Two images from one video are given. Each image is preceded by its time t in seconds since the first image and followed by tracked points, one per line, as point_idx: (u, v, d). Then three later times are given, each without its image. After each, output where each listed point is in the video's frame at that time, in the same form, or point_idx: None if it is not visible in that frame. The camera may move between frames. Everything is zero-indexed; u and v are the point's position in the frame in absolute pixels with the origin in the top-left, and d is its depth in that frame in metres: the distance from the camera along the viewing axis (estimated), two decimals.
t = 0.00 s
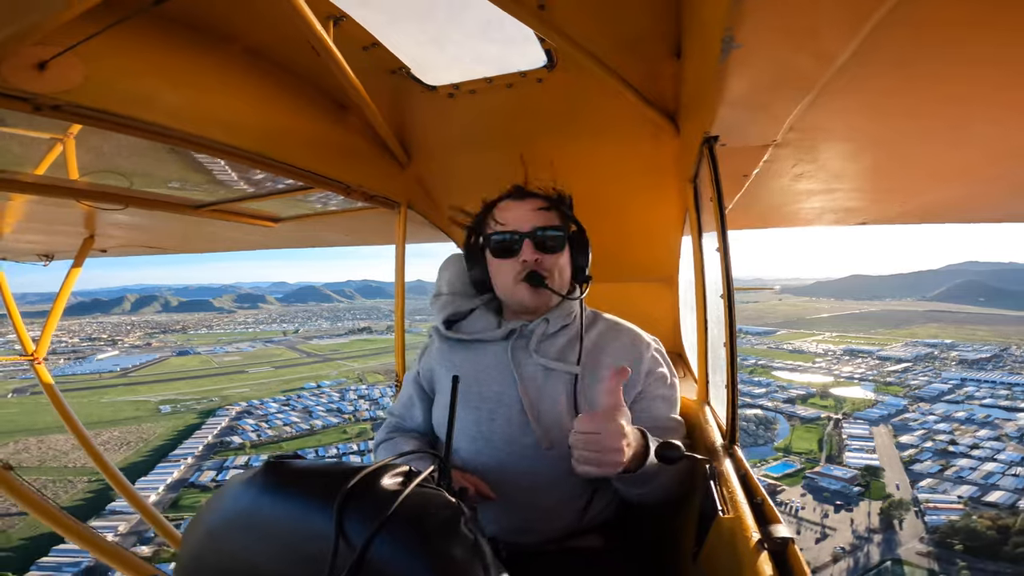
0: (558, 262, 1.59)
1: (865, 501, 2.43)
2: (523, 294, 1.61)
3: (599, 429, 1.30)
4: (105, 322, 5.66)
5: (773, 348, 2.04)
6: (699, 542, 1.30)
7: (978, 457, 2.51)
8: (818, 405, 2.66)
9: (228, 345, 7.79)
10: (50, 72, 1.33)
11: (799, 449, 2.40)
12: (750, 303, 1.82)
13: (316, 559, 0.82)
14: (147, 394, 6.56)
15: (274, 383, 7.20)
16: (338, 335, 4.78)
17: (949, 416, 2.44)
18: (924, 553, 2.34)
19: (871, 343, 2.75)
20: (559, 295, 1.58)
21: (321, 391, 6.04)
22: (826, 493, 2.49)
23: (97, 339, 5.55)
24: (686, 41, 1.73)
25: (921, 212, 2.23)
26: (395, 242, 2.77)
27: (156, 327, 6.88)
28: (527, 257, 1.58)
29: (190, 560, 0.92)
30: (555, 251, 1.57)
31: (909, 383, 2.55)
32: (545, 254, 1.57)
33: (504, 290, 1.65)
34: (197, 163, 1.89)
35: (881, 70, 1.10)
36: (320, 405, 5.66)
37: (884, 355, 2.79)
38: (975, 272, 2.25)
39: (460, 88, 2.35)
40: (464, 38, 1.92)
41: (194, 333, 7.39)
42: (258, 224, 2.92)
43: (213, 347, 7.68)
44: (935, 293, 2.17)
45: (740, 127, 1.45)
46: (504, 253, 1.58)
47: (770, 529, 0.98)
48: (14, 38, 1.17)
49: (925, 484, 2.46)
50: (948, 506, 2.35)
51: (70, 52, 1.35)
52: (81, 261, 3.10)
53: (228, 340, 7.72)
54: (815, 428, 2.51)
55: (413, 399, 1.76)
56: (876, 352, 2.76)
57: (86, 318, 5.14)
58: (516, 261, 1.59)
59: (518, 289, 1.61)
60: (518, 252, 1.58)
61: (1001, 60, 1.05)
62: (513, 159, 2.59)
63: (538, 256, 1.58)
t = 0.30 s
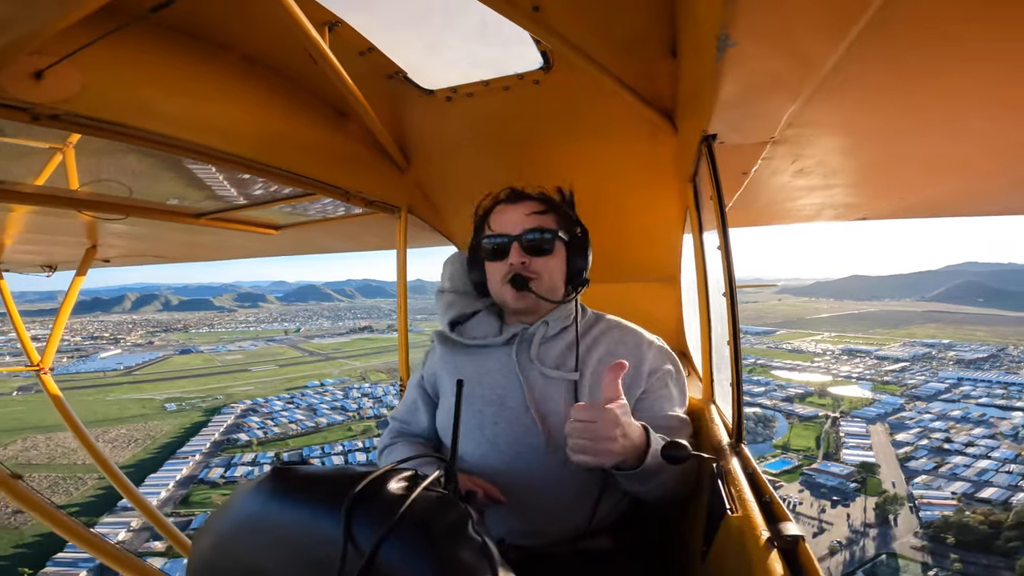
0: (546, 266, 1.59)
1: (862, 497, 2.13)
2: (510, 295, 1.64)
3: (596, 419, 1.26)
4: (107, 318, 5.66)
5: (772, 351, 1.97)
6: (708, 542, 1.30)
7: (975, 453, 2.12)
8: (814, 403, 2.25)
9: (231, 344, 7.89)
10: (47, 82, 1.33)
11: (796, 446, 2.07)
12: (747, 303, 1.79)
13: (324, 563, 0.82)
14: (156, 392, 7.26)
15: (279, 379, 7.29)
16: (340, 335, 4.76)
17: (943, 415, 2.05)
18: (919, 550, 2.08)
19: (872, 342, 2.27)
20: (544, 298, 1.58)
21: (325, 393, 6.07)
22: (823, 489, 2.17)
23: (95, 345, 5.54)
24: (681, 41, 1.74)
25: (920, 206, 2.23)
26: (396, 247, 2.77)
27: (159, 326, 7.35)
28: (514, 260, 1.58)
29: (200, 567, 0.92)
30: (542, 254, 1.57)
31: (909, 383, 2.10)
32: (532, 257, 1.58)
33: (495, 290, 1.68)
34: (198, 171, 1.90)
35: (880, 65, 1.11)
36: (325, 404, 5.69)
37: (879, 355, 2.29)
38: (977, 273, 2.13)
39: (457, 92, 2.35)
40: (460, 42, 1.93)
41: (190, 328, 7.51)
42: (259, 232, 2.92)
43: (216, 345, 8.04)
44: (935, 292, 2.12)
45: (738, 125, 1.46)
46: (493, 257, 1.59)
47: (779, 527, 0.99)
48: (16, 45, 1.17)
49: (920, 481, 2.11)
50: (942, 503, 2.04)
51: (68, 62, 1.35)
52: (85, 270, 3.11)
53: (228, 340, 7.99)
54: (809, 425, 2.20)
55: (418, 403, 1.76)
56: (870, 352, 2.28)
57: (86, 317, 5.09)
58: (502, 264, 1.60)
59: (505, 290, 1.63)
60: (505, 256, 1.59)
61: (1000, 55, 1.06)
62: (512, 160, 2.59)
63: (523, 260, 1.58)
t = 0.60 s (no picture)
0: (540, 266, 1.59)
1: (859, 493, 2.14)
2: (505, 293, 1.63)
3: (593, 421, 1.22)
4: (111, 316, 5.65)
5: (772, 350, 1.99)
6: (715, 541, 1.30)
7: (971, 450, 2.08)
8: (813, 403, 2.17)
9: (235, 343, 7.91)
10: (44, 89, 1.33)
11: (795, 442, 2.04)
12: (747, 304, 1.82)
13: (331, 566, 0.82)
14: (160, 390, 7.16)
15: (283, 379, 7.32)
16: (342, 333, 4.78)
17: (940, 414, 2.04)
18: (914, 544, 2.06)
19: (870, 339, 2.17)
20: (540, 297, 1.58)
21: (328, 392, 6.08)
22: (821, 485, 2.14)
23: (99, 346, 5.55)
24: (677, 41, 1.74)
25: (920, 201, 2.23)
26: (396, 250, 2.77)
27: (160, 325, 7.58)
28: (510, 258, 1.59)
29: (206, 571, 0.92)
30: (540, 253, 1.57)
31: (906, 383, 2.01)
32: (528, 255, 1.58)
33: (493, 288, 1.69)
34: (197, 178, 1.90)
35: (876, 54, 1.11)
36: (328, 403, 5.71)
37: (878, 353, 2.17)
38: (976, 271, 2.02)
39: (455, 94, 2.35)
40: (456, 45, 1.93)
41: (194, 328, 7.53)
42: (260, 238, 2.93)
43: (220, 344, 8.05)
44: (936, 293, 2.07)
45: (736, 124, 1.47)
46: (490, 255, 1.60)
47: (787, 525, 0.99)
48: (12, 51, 1.17)
49: (915, 477, 2.14)
50: (937, 499, 2.08)
51: (63, 69, 1.34)
52: (86, 277, 3.11)
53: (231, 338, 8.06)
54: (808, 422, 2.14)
55: (425, 402, 1.76)
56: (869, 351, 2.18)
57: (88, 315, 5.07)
58: (500, 263, 1.62)
59: (501, 288, 1.63)
60: (502, 254, 1.60)
61: (997, 45, 1.06)
62: (511, 161, 2.59)
63: (520, 258, 1.59)
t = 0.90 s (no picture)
0: (518, 274, 1.60)
1: (857, 491, 2.16)
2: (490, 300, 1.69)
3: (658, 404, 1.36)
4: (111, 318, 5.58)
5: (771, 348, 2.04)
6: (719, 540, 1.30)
7: (967, 448, 2.03)
8: (813, 402, 2.23)
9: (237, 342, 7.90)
10: (39, 93, 1.32)
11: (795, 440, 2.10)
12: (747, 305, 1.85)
13: (333, 569, 0.81)
14: (164, 389, 7.64)
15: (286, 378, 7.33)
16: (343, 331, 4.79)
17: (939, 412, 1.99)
18: (907, 538, 2.18)
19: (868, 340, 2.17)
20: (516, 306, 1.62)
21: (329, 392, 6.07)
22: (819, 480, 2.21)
23: (101, 346, 5.57)
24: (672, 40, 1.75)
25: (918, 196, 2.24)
26: (395, 251, 2.77)
27: (162, 323, 7.23)
28: (489, 267, 1.63)
29: None
30: (517, 261, 1.60)
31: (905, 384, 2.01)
32: (506, 264, 1.61)
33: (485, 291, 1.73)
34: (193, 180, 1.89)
35: (876, 47, 1.11)
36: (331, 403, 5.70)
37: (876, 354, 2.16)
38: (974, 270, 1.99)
39: (451, 95, 2.34)
40: (451, 46, 1.93)
41: (194, 327, 7.54)
42: (258, 241, 2.93)
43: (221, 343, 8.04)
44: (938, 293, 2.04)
45: (733, 122, 1.47)
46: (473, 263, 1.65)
47: (790, 523, 1.00)
48: (6, 54, 1.16)
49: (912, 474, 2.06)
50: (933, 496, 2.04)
51: (59, 73, 1.34)
52: (85, 281, 3.10)
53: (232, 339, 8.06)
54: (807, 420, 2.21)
55: (428, 401, 1.76)
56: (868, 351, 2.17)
57: (89, 316, 5.07)
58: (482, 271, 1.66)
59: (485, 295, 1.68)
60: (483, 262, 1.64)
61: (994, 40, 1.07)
62: (508, 162, 2.59)
63: (498, 267, 1.62)
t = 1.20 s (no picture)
0: (520, 268, 1.61)
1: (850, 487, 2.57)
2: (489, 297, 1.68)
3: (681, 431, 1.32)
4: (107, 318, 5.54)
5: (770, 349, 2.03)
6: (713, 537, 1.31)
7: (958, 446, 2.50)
8: (808, 401, 2.57)
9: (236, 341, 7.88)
10: (31, 93, 1.31)
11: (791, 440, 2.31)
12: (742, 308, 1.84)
13: (331, 570, 0.81)
14: (167, 386, 7.88)
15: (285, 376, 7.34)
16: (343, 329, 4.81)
17: (928, 412, 2.37)
18: (899, 533, 2.52)
19: (865, 345, 2.63)
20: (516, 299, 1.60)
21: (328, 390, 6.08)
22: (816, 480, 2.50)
23: (98, 346, 5.54)
24: (667, 40, 1.76)
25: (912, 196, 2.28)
26: (390, 251, 2.77)
27: (163, 323, 7.25)
28: (490, 262, 1.64)
29: None
30: (518, 255, 1.61)
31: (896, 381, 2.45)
32: (507, 258, 1.62)
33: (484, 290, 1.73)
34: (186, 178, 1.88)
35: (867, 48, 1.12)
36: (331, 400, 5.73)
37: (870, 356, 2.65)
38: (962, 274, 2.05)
39: (447, 94, 2.32)
40: (446, 45, 1.93)
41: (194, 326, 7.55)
42: (253, 241, 2.92)
43: (219, 341, 8.01)
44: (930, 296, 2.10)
45: (727, 122, 1.48)
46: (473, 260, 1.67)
47: (786, 520, 1.00)
48: None
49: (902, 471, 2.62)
50: (923, 492, 2.52)
51: (51, 73, 1.32)
52: (79, 280, 3.08)
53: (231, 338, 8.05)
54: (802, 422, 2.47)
55: (423, 397, 1.76)
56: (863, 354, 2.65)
57: (86, 315, 5.04)
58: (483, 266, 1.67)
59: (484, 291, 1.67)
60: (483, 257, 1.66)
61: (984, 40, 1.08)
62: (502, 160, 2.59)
63: (499, 261, 1.63)
